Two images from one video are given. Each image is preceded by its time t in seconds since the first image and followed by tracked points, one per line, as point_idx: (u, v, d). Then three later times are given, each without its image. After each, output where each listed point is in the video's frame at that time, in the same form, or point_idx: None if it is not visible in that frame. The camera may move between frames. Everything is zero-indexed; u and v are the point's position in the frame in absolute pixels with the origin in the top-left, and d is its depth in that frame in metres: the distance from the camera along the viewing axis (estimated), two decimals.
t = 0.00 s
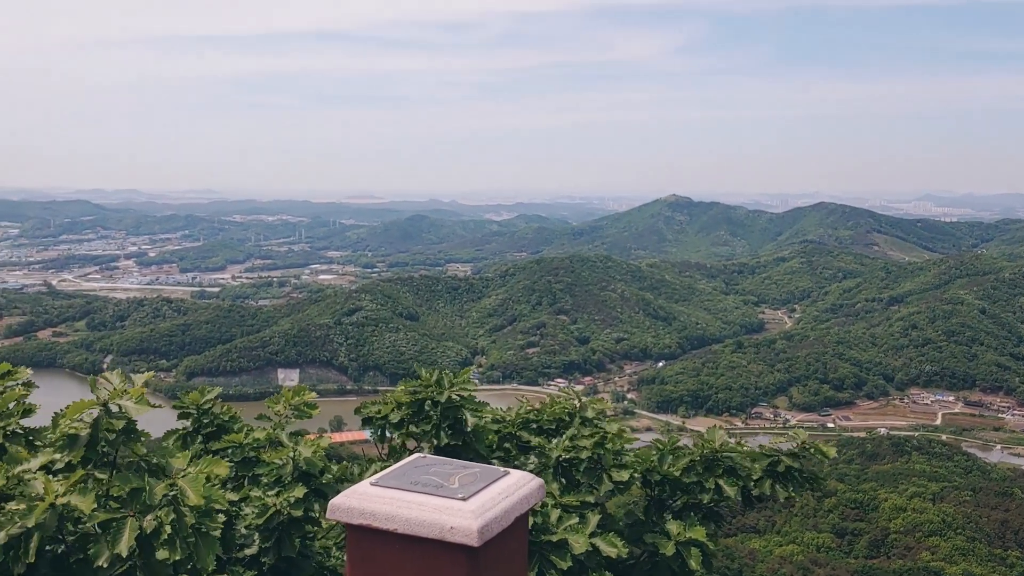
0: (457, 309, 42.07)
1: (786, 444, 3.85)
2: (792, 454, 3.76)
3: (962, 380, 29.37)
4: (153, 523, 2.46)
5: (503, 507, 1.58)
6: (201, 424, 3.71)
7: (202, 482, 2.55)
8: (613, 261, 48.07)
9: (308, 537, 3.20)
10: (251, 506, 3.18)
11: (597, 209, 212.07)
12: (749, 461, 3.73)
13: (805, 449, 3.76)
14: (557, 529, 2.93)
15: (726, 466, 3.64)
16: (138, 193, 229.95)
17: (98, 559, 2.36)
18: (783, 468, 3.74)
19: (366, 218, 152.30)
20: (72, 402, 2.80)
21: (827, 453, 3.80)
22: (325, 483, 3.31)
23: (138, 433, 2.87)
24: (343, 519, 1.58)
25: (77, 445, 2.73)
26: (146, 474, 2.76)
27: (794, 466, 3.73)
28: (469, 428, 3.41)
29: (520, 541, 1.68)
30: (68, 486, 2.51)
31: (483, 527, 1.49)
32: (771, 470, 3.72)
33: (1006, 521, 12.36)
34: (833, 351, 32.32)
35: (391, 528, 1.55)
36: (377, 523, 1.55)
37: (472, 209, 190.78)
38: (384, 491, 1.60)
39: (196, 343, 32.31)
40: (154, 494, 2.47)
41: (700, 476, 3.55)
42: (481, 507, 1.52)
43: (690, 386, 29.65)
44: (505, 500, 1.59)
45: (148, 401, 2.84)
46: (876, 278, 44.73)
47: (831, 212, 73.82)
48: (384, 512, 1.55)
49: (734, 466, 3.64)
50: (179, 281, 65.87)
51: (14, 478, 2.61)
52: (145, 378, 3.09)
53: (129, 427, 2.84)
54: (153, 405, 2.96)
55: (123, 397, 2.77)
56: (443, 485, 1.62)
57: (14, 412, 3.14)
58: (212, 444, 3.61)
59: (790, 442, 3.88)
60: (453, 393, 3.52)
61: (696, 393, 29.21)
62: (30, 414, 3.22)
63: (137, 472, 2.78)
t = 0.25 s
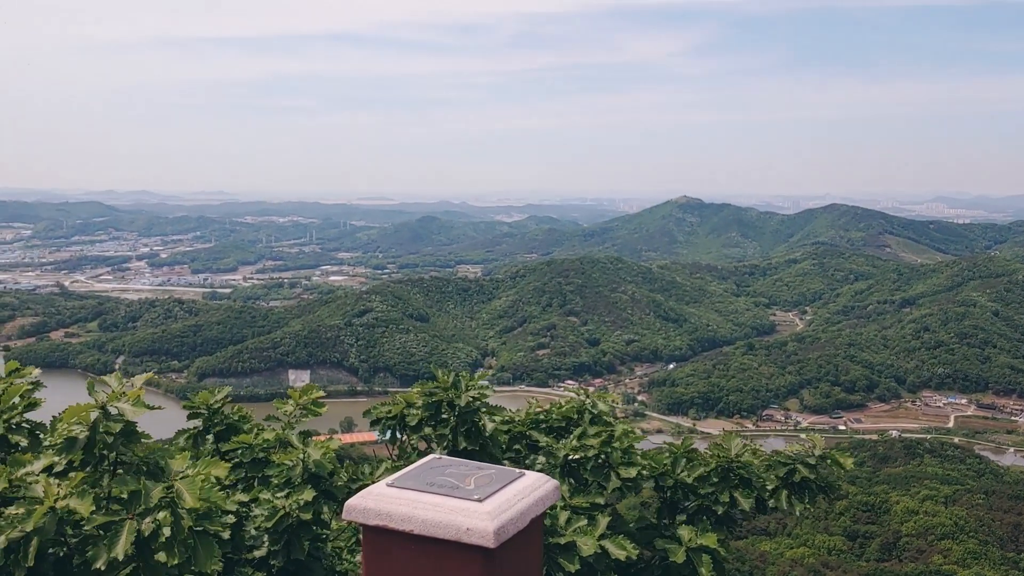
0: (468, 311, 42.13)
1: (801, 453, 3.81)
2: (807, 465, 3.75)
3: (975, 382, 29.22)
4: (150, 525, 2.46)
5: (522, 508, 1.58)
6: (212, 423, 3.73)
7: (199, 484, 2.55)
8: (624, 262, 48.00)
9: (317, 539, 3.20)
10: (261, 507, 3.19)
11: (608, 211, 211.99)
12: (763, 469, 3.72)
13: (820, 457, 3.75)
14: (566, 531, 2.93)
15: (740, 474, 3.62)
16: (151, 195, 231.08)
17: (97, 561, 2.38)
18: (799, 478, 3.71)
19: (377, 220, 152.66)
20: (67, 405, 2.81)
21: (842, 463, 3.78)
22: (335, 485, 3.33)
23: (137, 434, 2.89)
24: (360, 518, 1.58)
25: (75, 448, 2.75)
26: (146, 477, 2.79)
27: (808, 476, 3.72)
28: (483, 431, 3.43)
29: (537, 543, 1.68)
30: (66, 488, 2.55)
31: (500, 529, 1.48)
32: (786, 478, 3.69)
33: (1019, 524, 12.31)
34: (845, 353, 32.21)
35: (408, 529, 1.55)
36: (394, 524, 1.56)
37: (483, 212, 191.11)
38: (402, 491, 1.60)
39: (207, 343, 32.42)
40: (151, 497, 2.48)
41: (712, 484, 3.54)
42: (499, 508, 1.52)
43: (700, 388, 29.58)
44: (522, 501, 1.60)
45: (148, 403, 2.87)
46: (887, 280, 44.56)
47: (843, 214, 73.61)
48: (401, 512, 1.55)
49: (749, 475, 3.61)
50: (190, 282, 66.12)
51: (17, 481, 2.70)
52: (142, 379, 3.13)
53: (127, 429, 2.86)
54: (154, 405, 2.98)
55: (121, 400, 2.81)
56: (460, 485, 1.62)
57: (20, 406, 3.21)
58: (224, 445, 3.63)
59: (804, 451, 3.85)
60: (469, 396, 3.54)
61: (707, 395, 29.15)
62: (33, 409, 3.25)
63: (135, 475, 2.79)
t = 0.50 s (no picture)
0: (476, 312, 42.15)
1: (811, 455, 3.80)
2: (815, 465, 3.74)
3: (985, 385, 29.08)
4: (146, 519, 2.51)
5: (534, 509, 1.58)
6: (223, 421, 3.75)
7: (189, 474, 2.61)
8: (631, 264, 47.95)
9: (325, 539, 3.20)
10: (268, 506, 3.20)
11: (616, 212, 211.78)
12: (771, 469, 3.71)
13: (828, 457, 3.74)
14: (570, 531, 2.94)
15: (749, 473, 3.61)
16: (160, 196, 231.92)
17: (92, 554, 2.43)
18: (806, 477, 3.71)
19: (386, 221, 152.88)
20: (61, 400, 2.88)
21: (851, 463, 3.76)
22: (341, 484, 3.34)
23: (133, 428, 2.94)
24: (372, 519, 1.59)
25: (66, 440, 2.84)
26: (140, 468, 2.85)
27: (816, 476, 3.71)
28: (490, 429, 3.43)
29: (549, 543, 1.68)
30: (63, 481, 2.59)
31: (513, 530, 1.49)
32: (795, 479, 3.69)
33: None
34: (854, 355, 32.11)
35: (420, 529, 1.55)
36: (405, 525, 1.57)
37: (491, 212, 191.19)
38: (415, 493, 1.60)
39: (216, 344, 32.51)
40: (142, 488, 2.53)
41: (720, 483, 3.54)
42: (509, 509, 1.52)
43: (709, 389, 29.52)
44: (534, 503, 1.60)
45: (140, 395, 2.94)
46: (897, 281, 44.39)
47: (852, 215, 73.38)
48: (411, 512, 1.56)
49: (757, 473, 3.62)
50: (199, 283, 66.30)
51: (17, 478, 2.74)
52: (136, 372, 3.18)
53: (123, 421, 2.91)
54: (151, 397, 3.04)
55: (114, 394, 2.87)
56: (472, 486, 1.62)
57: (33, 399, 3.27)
58: (234, 445, 3.65)
59: (813, 451, 3.83)
60: (477, 395, 3.54)
61: (715, 397, 29.10)
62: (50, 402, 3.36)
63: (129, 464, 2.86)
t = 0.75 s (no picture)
0: (485, 313, 42.19)
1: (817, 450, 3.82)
2: (822, 459, 3.75)
3: (997, 387, 28.92)
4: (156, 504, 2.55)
5: (549, 508, 1.58)
6: (234, 419, 3.76)
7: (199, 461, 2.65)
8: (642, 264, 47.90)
9: (334, 537, 3.22)
10: (276, 501, 3.22)
11: (626, 212, 211.62)
12: (778, 465, 3.72)
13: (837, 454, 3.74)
14: (582, 529, 2.95)
15: (755, 469, 3.62)
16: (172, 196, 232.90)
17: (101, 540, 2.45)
18: (813, 472, 3.72)
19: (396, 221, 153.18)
20: (76, 387, 2.98)
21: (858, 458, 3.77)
22: (350, 480, 3.36)
23: (143, 419, 2.98)
24: (387, 518, 1.58)
25: (80, 431, 2.88)
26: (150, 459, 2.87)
27: (824, 471, 3.72)
28: (501, 426, 3.43)
29: (565, 544, 1.68)
30: (75, 473, 2.62)
31: (527, 530, 1.49)
32: (802, 475, 3.70)
33: None
34: (865, 357, 32.00)
35: (436, 528, 1.55)
36: (417, 524, 1.56)
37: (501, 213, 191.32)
38: (428, 490, 1.61)
39: (227, 344, 32.63)
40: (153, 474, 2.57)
41: (727, 480, 3.54)
42: (525, 508, 1.52)
43: (719, 391, 29.48)
44: (549, 503, 1.59)
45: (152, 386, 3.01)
46: (908, 282, 44.20)
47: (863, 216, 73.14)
48: (423, 509, 1.56)
49: (764, 469, 3.62)
50: (210, 283, 66.58)
51: (31, 468, 2.73)
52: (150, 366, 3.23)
53: (132, 411, 2.96)
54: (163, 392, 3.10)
55: (124, 383, 2.96)
56: (486, 486, 1.62)
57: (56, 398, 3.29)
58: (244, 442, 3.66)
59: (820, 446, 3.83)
60: (486, 392, 3.55)
61: (725, 398, 29.06)
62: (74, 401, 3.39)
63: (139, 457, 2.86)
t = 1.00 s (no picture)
0: (493, 313, 42.21)
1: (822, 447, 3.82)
2: (828, 454, 3.75)
3: (1007, 387, 28.80)
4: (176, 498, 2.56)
5: (561, 509, 1.59)
6: (244, 420, 3.77)
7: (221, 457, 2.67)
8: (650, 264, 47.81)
9: (344, 535, 3.23)
10: (288, 501, 3.23)
11: (634, 213, 211.37)
12: (784, 461, 3.73)
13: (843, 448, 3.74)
14: (594, 528, 2.94)
15: (762, 464, 3.62)
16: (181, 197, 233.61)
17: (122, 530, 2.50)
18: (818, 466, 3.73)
19: (405, 221, 153.31)
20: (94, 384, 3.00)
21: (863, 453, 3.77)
22: (362, 478, 3.37)
23: (161, 417, 3.04)
24: (399, 518, 1.59)
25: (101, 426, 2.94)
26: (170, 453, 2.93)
27: (828, 464, 3.73)
28: (508, 428, 3.42)
29: (577, 543, 1.69)
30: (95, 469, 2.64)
31: (540, 529, 1.49)
32: (808, 469, 3.70)
33: None
34: (873, 357, 31.91)
35: (449, 528, 1.56)
36: (430, 523, 1.57)
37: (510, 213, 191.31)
38: (441, 489, 1.61)
39: (236, 344, 32.70)
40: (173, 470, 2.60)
41: (734, 475, 3.54)
42: (537, 508, 1.53)
43: (728, 391, 29.45)
44: (561, 502, 1.60)
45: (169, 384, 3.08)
46: (917, 282, 44.04)
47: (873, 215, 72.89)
48: (437, 505, 1.57)
49: (771, 464, 3.62)
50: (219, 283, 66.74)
51: (51, 463, 2.74)
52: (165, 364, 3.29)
53: (152, 409, 3.01)
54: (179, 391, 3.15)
55: (144, 379, 3.00)
56: (499, 485, 1.63)
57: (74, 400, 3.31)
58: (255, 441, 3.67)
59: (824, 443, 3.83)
60: (493, 392, 3.56)
61: (733, 399, 29.01)
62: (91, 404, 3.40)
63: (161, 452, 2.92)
